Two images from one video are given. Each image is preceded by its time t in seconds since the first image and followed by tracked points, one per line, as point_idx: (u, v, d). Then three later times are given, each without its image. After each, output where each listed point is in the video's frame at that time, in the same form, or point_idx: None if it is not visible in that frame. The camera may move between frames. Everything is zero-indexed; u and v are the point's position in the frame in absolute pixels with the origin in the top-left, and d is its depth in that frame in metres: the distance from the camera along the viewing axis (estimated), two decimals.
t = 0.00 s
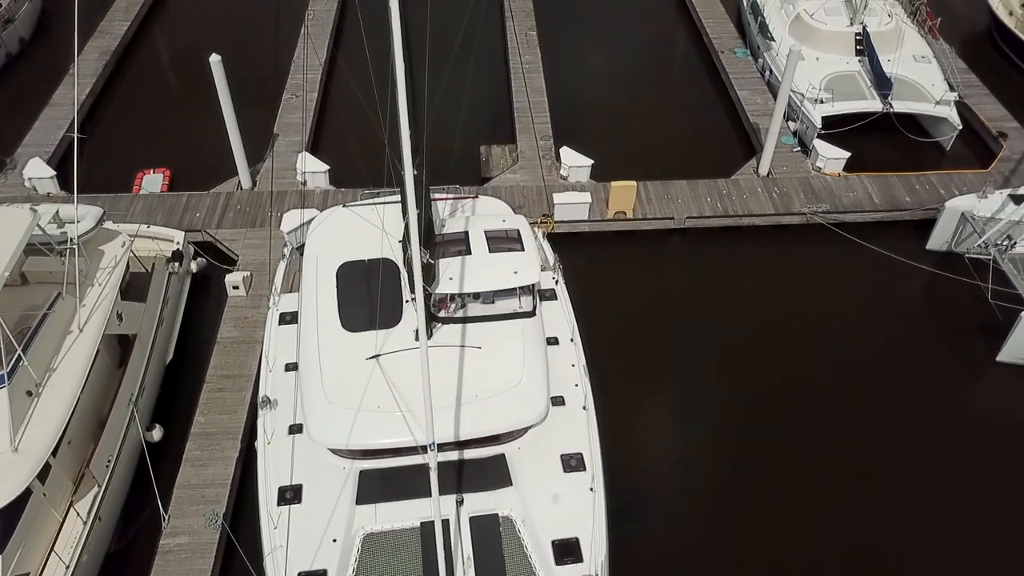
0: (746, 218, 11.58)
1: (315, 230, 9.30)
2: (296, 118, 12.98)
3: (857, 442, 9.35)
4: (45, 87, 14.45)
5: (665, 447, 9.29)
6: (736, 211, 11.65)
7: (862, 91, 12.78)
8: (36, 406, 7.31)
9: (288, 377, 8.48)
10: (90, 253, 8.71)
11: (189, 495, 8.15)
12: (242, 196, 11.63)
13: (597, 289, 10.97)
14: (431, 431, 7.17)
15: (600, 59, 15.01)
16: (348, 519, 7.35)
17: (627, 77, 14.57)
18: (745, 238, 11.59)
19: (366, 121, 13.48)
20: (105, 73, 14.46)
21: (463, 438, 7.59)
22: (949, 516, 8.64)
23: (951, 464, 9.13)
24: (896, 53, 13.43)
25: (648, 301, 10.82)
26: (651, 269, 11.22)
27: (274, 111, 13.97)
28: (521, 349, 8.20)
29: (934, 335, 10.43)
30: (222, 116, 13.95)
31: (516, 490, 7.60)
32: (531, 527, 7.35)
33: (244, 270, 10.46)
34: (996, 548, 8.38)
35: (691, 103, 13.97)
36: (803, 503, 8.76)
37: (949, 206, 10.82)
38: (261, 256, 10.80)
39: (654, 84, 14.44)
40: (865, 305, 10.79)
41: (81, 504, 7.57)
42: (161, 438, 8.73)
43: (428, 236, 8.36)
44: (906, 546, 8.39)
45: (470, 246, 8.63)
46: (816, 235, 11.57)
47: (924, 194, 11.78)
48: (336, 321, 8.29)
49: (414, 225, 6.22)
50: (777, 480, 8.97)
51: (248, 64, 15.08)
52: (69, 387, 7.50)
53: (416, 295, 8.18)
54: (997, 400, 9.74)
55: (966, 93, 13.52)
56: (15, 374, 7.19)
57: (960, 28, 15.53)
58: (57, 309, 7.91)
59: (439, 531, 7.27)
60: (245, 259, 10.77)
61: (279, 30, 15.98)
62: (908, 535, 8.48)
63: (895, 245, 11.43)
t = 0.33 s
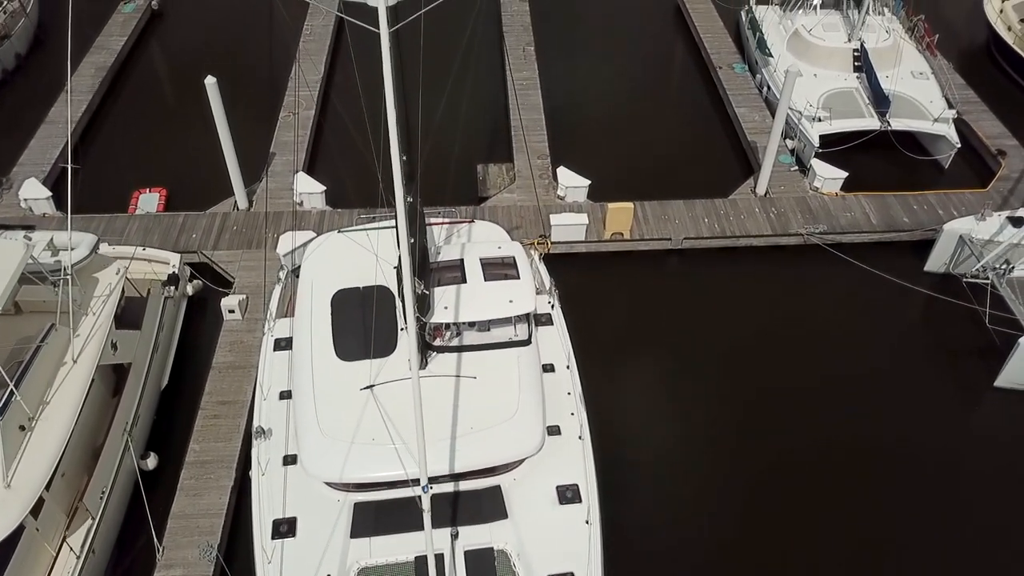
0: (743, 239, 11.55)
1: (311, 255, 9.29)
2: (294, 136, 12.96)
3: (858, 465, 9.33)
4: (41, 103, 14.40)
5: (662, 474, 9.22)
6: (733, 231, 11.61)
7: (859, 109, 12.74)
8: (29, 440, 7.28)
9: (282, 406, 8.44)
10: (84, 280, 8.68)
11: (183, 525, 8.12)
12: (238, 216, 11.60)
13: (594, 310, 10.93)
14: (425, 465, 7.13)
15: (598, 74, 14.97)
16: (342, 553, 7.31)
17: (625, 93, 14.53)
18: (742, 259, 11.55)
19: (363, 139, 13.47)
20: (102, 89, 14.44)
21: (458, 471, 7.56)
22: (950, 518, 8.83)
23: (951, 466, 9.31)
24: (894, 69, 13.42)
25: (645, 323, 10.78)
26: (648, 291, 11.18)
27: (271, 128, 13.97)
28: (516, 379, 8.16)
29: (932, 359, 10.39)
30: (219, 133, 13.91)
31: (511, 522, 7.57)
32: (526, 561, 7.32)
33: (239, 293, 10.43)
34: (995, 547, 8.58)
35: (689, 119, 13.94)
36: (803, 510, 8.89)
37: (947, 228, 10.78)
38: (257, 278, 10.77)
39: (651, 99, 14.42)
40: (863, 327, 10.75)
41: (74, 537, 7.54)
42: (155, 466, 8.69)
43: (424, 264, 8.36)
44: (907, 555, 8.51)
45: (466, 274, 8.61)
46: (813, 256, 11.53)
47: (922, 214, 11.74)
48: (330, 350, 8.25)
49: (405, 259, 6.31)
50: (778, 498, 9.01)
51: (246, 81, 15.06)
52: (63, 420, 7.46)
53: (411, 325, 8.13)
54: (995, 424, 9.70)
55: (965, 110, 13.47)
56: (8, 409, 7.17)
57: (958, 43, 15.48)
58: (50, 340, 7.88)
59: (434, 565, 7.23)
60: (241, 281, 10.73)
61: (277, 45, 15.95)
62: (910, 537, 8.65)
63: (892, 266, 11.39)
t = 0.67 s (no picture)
0: (741, 262, 11.51)
1: (307, 283, 9.27)
2: (291, 156, 12.95)
3: (859, 484, 9.37)
4: (38, 122, 14.38)
5: (659, 502, 9.17)
6: (730, 254, 11.58)
7: (857, 129, 12.70)
8: (24, 477, 7.28)
9: (277, 438, 8.43)
10: (80, 311, 8.69)
11: (178, 558, 8.10)
12: (235, 239, 11.60)
13: (592, 334, 10.90)
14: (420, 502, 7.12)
15: (596, 91, 14.95)
16: None
17: (623, 111, 14.52)
18: (739, 282, 11.53)
19: (360, 160, 13.47)
20: (99, 107, 14.42)
21: (453, 506, 7.53)
22: (951, 517, 9.03)
23: (949, 490, 9.28)
24: (892, 88, 13.40)
25: (642, 346, 10.75)
26: (645, 314, 11.15)
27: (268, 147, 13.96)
28: (512, 412, 8.15)
29: (929, 383, 10.37)
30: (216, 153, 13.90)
31: (507, 558, 7.53)
32: None
33: (236, 318, 10.42)
34: (995, 548, 8.77)
35: (687, 137, 13.93)
36: (802, 531, 8.91)
37: (944, 252, 10.77)
38: (253, 302, 10.75)
39: (649, 117, 14.40)
40: (861, 351, 10.72)
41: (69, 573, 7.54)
42: (150, 497, 8.67)
43: (419, 295, 8.35)
44: (911, 558, 8.67)
45: (461, 305, 8.60)
46: (811, 278, 11.52)
47: (919, 236, 11.72)
48: (325, 382, 8.23)
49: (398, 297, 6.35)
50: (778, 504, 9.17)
51: (244, 99, 15.05)
52: (58, 456, 7.46)
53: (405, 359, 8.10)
54: (993, 449, 9.69)
55: (962, 128, 13.46)
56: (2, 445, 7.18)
57: (956, 59, 15.47)
58: (45, 374, 7.89)
59: None
60: (238, 305, 10.72)
61: (275, 63, 15.95)
62: (913, 539, 8.84)
63: (890, 289, 11.37)
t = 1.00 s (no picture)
0: (737, 285, 11.50)
1: (302, 312, 9.27)
2: (288, 177, 12.95)
3: (859, 501, 9.42)
4: (34, 142, 14.35)
5: (655, 529, 9.13)
6: (727, 278, 11.56)
7: (854, 149, 12.68)
8: (17, 515, 7.28)
9: (272, 470, 8.42)
10: (74, 343, 8.68)
11: None
12: (231, 262, 11.59)
13: (589, 358, 10.87)
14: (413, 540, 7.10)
15: (592, 109, 14.96)
16: None
17: (620, 129, 14.53)
18: (736, 305, 11.51)
19: (356, 180, 13.45)
20: (96, 126, 14.42)
21: (447, 543, 7.50)
22: (949, 523, 9.18)
23: (947, 516, 9.25)
24: (889, 107, 13.40)
25: (639, 370, 10.73)
26: (642, 338, 11.13)
27: (264, 166, 13.94)
28: (507, 446, 8.14)
29: (927, 408, 10.35)
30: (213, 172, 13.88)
31: None
32: None
33: (231, 345, 10.41)
34: (996, 554, 8.91)
35: (684, 157, 13.93)
36: (799, 559, 8.87)
37: (942, 277, 10.74)
38: (248, 328, 10.74)
39: (646, 135, 14.40)
40: (858, 375, 10.70)
41: None
42: (145, 528, 8.66)
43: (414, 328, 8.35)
44: (911, 570, 8.76)
45: (456, 337, 8.60)
46: (808, 302, 11.51)
47: (916, 258, 11.70)
48: (320, 415, 8.23)
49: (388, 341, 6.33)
50: (777, 510, 9.32)
51: (240, 117, 15.02)
52: (51, 493, 7.46)
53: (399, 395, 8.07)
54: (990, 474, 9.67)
55: (959, 147, 13.45)
56: None
57: (953, 75, 15.45)
58: (39, 410, 7.90)
59: None
60: (233, 331, 10.72)
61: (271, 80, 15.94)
62: (913, 547, 8.96)
63: (887, 313, 11.36)
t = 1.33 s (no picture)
0: (735, 310, 11.48)
1: (297, 344, 9.27)
2: (284, 198, 12.93)
3: (857, 528, 9.39)
4: (31, 162, 14.32)
5: (652, 558, 9.09)
6: (724, 302, 11.53)
7: (851, 171, 12.65)
8: (11, 555, 7.28)
9: (266, 504, 8.41)
10: (69, 377, 8.69)
11: None
12: (227, 286, 11.58)
13: (585, 384, 10.84)
14: None
15: (590, 128, 14.95)
16: None
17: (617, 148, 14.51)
18: (733, 330, 11.49)
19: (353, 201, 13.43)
20: (93, 146, 14.39)
21: None
22: (947, 523, 9.41)
23: (945, 544, 9.22)
24: (887, 127, 13.37)
25: (636, 397, 10.71)
26: (639, 364, 11.11)
27: (261, 186, 13.91)
28: (501, 482, 8.12)
29: (924, 434, 10.33)
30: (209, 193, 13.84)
31: None
32: None
33: (227, 372, 10.39)
34: (995, 555, 9.12)
35: (682, 177, 13.90)
36: None
37: (938, 305, 10.74)
38: (243, 355, 10.73)
39: (644, 154, 14.37)
40: (855, 401, 10.68)
41: None
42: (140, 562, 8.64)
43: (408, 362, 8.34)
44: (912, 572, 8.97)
45: (451, 370, 8.58)
46: (805, 325, 11.49)
47: (913, 282, 11.68)
48: (314, 450, 8.21)
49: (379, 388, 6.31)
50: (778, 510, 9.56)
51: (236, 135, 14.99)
52: (44, 532, 7.45)
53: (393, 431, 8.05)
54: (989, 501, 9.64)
55: (957, 167, 13.43)
56: None
57: (951, 92, 15.42)
58: (33, 448, 7.90)
59: None
60: (229, 357, 10.70)
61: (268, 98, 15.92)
62: (914, 561, 9.06)
63: (884, 338, 11.34)
